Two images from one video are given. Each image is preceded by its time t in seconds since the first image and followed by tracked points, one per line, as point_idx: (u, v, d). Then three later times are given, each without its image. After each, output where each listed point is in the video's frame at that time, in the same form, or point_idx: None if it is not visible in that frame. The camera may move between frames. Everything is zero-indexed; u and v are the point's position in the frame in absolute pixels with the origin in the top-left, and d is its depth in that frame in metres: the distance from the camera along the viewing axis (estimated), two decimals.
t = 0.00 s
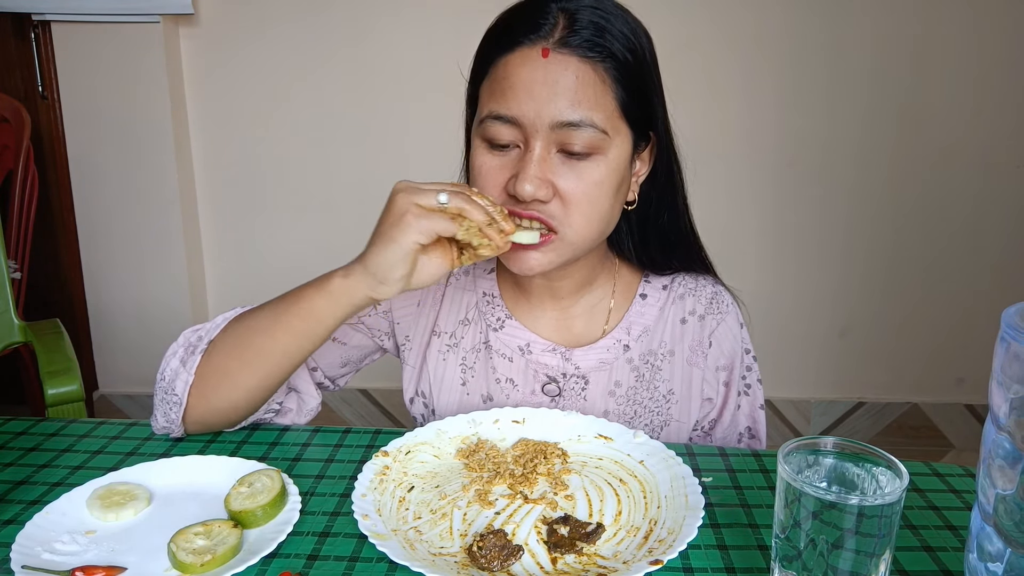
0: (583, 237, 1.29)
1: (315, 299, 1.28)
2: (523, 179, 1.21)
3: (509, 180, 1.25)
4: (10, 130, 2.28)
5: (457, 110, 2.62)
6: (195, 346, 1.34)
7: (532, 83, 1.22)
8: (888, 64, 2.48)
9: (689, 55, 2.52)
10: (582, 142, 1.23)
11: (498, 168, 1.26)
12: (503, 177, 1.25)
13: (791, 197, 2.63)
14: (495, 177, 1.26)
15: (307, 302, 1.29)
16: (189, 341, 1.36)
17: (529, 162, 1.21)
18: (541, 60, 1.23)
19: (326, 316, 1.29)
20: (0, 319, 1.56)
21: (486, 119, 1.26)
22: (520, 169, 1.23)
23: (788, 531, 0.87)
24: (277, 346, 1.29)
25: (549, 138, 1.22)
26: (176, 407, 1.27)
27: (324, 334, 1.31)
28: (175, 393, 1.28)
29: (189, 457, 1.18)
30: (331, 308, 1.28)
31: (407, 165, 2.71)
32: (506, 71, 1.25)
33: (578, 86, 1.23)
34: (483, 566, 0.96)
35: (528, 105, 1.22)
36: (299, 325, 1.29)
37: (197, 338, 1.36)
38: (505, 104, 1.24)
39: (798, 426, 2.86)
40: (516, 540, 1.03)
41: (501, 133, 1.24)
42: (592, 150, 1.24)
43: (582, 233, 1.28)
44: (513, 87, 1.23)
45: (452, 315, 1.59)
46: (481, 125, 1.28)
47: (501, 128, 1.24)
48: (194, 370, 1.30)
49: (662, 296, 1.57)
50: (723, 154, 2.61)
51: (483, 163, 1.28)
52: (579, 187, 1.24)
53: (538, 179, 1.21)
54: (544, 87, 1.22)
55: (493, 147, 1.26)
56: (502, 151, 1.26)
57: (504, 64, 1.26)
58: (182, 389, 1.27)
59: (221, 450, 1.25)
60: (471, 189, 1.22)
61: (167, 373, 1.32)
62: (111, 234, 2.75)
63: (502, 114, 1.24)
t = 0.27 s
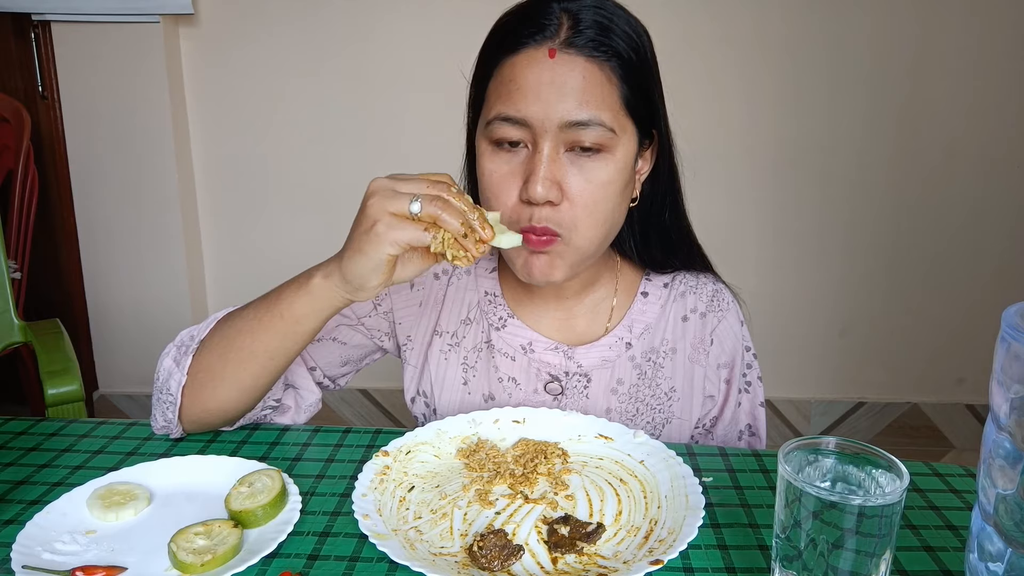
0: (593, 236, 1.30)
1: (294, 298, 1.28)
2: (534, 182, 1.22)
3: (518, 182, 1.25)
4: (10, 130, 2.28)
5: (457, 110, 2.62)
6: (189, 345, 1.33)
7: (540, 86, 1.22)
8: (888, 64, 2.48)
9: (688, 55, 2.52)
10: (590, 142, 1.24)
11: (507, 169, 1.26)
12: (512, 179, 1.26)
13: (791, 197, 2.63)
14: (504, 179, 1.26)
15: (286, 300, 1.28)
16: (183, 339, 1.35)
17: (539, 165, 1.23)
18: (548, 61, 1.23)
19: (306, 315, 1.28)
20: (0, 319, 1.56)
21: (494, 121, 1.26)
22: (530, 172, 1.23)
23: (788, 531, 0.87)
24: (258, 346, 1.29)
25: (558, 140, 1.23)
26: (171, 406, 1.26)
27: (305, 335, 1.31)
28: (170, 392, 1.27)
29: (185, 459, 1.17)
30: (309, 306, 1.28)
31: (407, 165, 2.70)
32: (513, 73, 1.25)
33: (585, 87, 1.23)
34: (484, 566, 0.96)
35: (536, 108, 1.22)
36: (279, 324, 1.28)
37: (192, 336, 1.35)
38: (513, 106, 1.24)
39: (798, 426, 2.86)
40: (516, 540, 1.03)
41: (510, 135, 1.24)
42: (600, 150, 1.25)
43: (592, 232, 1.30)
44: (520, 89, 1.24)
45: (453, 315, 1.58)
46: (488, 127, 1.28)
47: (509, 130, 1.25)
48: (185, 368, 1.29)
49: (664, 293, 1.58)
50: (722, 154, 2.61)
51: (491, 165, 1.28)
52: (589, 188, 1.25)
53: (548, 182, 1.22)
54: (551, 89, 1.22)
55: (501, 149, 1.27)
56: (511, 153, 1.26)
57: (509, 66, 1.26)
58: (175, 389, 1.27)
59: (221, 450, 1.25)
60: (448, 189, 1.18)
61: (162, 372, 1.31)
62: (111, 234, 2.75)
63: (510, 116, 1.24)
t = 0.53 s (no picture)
0: (593, 232, 1.30)
1: (296, 330, 1.26)
2: (535, 176, 1.22)
3: (518, 177, 1.25)
4: (10, 130, 2.28)
5: (457, 110, 2.62)
6: (177, 337, 1.33)
7: (541, 81, 1.24)
8: (888, 64, 2.48)
9: (688, 55, 2.52)
10: (591, 137, 1.25)
11: (507, 165, 1.26)
12: (512, 175, 1.26)
13: (791, 197, 2.63)
14: (504, 174, 1.26)
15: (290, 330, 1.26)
16: (171, 329, 1.34)
17: (540, 159, 1.23)
18: (549, 58, 1.25)
19: (305, 348, 1.27)
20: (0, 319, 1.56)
21: (495, 117, 1.27)
22: (531, 166, 1.24)
23: (788, 531, 0.87)
24: (254, 368, 1.28)
25: (559, 135, 1.24)
26: (153, 395, 1.30)
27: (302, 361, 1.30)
28: (153, 382, 1.29)
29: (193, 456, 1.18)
30: (310, 341, 1.26)
31: (406, 165, 2.70)
32: (514, 69, 1.26)
33: (586, 83, 1.24)
34: (484, 566, 0.96)
35: (538, 103, 1.23)
36: (278, 354, 1.27)
37: (182, 327, 1.34)
38: (514, 101, 1.25)
39: (798, 426, 2.86)
40: (516, 540, 1.02)
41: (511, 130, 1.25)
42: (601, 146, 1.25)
43: (592, 228, 1.29)
44: (521, 85, 1.25)
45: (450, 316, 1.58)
46: (488, 123, 1.28)
47: (510, 126, 1.26)
48: (172, 365, 1.30)
49: (660, 290, 1.58)
50: (722, 154, 2.61)
51: (491, 161, 1.28)
52: (589, 183, 1.25)
53: (549, 176, 1.22)
54: (553, 84, 1.23)
55: (501, 145, 1.27)
56: (511, 149, 1.26)
57: (510, 62, 1.27)
58: (159, 382, 1.29)
59: (221, 450, 1.25)
60: (465, 261, 1.15)
61: (147, 358, 1.31)
62: (111, 234, 2.75)
63: (511, 111, 1.25)
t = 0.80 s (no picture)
0: (570, 238, 1.31)
1: (294, 355, 1.25)
2: (506, 187, 1.23)
3: (491, 186, 1.26)
4: (10, 129, 2.28)
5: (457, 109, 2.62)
6: (168, 352, 1.33)
7: (511, 91, 1.23)
8: (888, 64, 2.48)
9: (688, 55, 2.52)
10: (562, 146, 1.24)
11: (480, 173, 1.26)
12: (486, 184, 1.26)
13: (791, 197, 2.63)
14: (477, 183, 1.27)
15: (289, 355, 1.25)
16: (162, 342, 1.34)
17: (512, 169, 1.23)
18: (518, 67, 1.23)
19: (302, 372, 1.26)
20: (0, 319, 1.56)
21: (467, 126, 1.26)
22: (503, 176, 1.24)
23: (788, 531, 0.87)
24: (250, 389, 1.27)
25: (530, 144, 1.23)
26: (142, 409, 1.27)
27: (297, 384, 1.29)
28: (143, 396, 1.28)
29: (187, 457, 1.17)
30: (307, 367, 1.25)
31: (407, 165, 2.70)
32: (484, 78, 1.25)
33: (556, 91, 1.23)
34: (483, 566, 0.95)
35: (507, 113, 1.22)
36: (273, 374, 1.26)
37: (172, 341, 1.35)
38: (484, 111, 1.24)
39: (798, 426, 2.85)
40: (516, 540, 1.02)
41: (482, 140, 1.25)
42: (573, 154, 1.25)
43: (569, 235, 1.30)
44: (491, 94, 1.24)
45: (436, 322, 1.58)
46: (460, 132, 1.28)
47: (481, 135, 1.25)
48: (163, 380, 1.28)
49: (645, 288, 1.58)
50: (722, 154, 2.60)
51: (465, 170, 1.28)
52: (562, 191, 1.25)
53: (521, 186, 1.23)
54: (522, 94, 1.22)
55: (474, 153, 1.27)
56: (484, 157, 1.27)
57: (481, 70, 1.26)
58: (148, 397, 1.27)
59: (221, 450, 1.25)
60: (470, 302, 1.17)
61: (137, 371, 1.32)
62: (112, 234, 2.75)
63: (482, 121, 1.24)
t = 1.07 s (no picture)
0: (551, 246, 1.29)
1: (292, 359, 1.26)
2: (485, 195, 1.21)
3: (471, 194, 1.25)
4: (10, 129, 2.28)
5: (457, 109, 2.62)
6: (164, 356, 1.33)
7: (488, 98, 1.22)
8: (888, 64, 2.48)
9: (688, 55, 2.52)
10: (541, 153, 1.23)
11: (460, 182, 1.26)
12: (466, 193, 1.25)
13: (792, 197, 2.63)
14: (457, 192, 1.26)
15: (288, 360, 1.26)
16: (157, 346, 1.34)
17: (490, 177, 1.22)
18: (495, 74, 1.23)
19: (300, 377, 1.27)
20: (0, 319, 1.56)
21: (445, 134, 1.26)
22: (482, 184, 1.23)
23: (788, 531, 0.87)
24: (248, 394, 1.27)
25: (508, 152, 1.22)
26: (139, 411, 1.27)
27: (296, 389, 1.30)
28: (138, 399, 1.27)
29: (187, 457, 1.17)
30: (305, 371, 1.26)
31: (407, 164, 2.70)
32: (461, 86, 1.24)
33: (534, 98, 1.22)
34: (483, 566, 0.96)
35: (485, 121, 1.21)
36: (271, 380, 1.26)
37: (168, 344, 1.34)
38: (462, 119, 1.23)
39: (798, 426, 2.85)
40: (516, 540, 1.03)
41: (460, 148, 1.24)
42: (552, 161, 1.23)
43: (550, 242, 1.29)
44: (469, 102, 1.23)
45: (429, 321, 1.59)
46: (440, 141, 1.27)
47: (460, 143, 1.24)
48: (160, 385, 1.28)
49: (633, 291, 1.59)
50: (722, 154, 2.60)
51: (445, 179, 1.27)
52: (542, 199, 1.24)
53: (500, 194, 1.21)
54: (500, 101, 1.21)
55: (454, 161, 1.26)
56: (463, 165, 1.26)
57: (458, 78, 1.25)
58: (145, 401, 1.26)
59: (220, 450, 1.25)
60: (468, 308, 1.17)
61: (134, 375, 1.31)
62: (112, 234, 2.75)
63: (459, 130, 1.23)
